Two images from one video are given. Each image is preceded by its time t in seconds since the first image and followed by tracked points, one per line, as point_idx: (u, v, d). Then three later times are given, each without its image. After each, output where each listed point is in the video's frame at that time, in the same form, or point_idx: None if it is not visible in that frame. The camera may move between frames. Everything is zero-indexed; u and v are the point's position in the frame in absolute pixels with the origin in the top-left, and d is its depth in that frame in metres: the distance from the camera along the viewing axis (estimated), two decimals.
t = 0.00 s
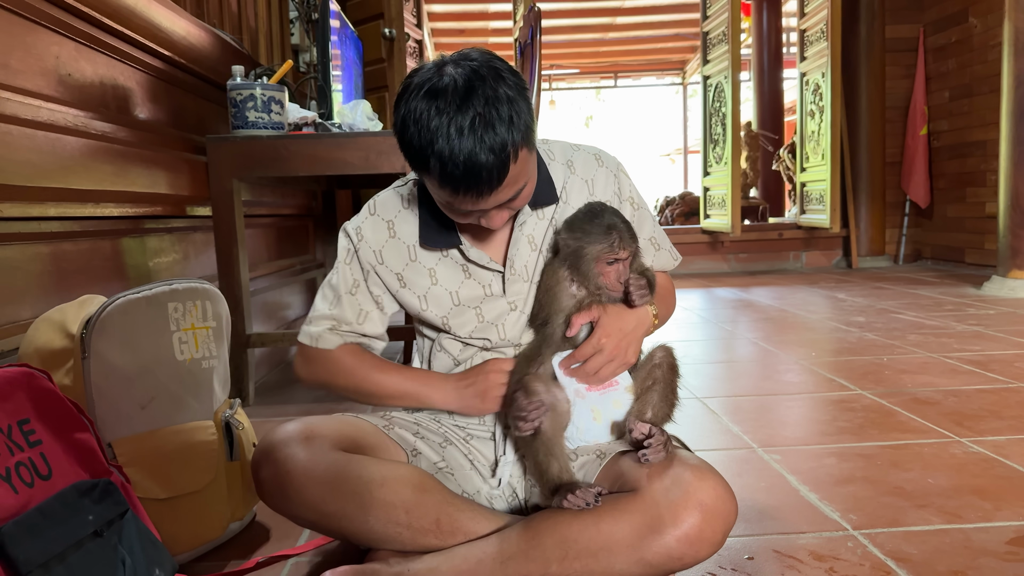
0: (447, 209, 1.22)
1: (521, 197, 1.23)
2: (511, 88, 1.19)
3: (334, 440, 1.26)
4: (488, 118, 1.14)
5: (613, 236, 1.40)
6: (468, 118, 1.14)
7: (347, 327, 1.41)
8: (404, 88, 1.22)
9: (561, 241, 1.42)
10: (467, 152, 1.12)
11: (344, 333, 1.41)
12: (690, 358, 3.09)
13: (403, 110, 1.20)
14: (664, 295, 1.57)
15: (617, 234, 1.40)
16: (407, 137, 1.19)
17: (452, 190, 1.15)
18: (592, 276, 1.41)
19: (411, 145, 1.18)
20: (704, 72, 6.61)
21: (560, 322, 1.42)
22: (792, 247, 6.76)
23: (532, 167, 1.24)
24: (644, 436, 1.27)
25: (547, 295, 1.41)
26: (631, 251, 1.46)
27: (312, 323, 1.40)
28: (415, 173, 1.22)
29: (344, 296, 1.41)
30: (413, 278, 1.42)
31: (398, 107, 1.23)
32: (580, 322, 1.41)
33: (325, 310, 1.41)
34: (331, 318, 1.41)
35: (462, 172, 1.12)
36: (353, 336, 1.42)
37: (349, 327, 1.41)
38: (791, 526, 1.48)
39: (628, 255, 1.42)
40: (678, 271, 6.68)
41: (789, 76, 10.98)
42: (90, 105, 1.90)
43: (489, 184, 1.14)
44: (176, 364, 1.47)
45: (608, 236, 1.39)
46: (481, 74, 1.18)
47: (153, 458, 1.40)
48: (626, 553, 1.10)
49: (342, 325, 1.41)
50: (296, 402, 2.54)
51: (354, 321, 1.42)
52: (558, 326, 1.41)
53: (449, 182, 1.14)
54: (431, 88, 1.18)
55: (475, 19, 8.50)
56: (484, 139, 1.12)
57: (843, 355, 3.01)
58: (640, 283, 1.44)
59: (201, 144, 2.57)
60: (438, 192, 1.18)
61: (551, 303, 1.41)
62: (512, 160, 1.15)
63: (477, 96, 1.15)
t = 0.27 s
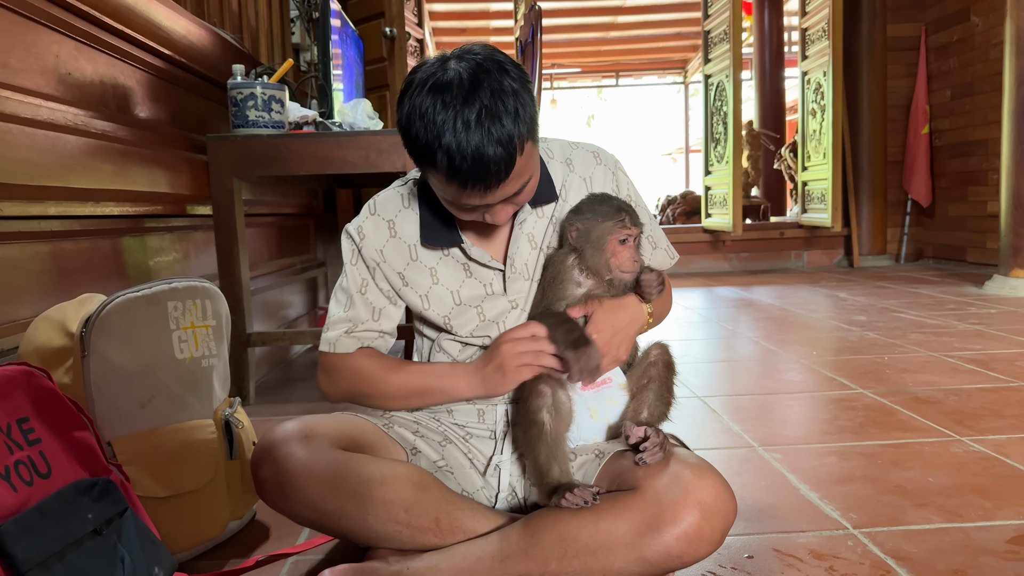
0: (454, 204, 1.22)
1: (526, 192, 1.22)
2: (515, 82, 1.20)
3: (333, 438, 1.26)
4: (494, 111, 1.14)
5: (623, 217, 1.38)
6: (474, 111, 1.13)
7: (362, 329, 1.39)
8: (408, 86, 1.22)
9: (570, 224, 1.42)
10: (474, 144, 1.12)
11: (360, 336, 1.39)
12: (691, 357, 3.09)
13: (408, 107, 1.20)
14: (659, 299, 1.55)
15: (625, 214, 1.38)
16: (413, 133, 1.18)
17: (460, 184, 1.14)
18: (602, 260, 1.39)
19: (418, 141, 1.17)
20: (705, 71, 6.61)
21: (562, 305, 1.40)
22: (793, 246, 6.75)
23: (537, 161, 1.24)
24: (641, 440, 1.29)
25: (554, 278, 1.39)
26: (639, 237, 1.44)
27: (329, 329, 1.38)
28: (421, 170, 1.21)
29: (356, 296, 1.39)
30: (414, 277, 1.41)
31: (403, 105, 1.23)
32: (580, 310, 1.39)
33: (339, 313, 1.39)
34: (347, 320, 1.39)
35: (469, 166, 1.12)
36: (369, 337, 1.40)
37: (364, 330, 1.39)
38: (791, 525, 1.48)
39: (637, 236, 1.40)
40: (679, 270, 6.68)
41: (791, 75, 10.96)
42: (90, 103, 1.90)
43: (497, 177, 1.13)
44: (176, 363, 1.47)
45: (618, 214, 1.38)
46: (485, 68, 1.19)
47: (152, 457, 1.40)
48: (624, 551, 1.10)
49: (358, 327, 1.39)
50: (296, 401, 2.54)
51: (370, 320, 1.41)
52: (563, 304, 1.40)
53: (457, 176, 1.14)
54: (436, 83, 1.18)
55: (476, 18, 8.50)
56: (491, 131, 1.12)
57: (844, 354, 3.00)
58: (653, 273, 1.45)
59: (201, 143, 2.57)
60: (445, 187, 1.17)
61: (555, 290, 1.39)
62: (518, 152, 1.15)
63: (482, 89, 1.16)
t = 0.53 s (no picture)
0: (456, 200, 1.22)
1: (527, 187, 1.23)
2: (516, 78, 1.20)
3: (333, 437, 1.26)
4: (496, 106, 1.14)
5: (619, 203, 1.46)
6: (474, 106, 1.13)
7: (391, 314, 1.33)
8: (409, 82, 1.22)
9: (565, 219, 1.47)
10: (476, 140, 1.12)
11: (391, 323, 1.33)
12: (692, 356, 3.09)
13: (409, 103, 1.20)
14: (660, 290, 1.51)
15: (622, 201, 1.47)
16: (414, 130, 1.18)
17: (461, 180, 1.15)
18: (603, 247, 1.46)
19: (419, 138, 1.17)
20: (707, 70, 6.60)
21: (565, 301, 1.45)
22: (795, 245, 6.75)
23: (537, 157, 1.25)
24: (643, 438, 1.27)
25: (556, 274, 1.43)
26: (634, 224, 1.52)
27: (357, 318, 1.31)
28: (422, 166, 1.21)
29: (379, 281, 1.33)
30: (424, 270, 1.37)
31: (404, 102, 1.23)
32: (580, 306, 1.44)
33: (364, 301, 1.32)
34: (371, 304, 1.31)
35: (471, 161, 1.12)
36: (397, 324, 1.34)
37: (393, 315, 1.33)
38: (792, 524, 1.48)
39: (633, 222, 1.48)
40: (680, 270, 6.67)
41: (792, 74, 10.95)
42: (91, 103, 1.90)
43: (498, 172, 1.14)
44: (177, 362, 1.48)
45: (615, 201, 1.46)
46: (487, 64, 1.18)
47: (153, 456, 1.40)
48: (624, 550, 1.11)
49: (386, 312, 1.33)
50: (297, 401, 2.54)
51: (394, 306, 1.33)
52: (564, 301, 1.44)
53: (458, 172, 1.14)
54: (437, 78, 1.17)
55: (477, 17, 8.50)
56: (492, 126, 1.12)
57: (846, 354, 3.00)
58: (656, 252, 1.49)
59: (202, 143, 2.57)
60: (447, 182, 1.17)
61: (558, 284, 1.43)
62: (520, 148, 1.15)
63: (484, 85, 1.15)
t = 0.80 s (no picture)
0: (470, 195, 1.21)
1: (540, 181, 1.23)
2: (530, 70, 1.20)
3: (335, 437, 1.26)
4: (514, 97, 1.14)
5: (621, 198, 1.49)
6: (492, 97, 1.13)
7: (405, 317, 1.31)
8: (422, 76, 1.21)
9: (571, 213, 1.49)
10: (496, 132, 1.11)
11: (406, 327, 1.30)
12: (694, 356, 3.09)
13: (424, 97, 1.19)
14: (660, 286, 1.55)
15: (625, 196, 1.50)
16: (430, 124, 1.17)
17: (479, 172, 1.14)
18: (613, 238, 1.48)
19: (435, 131, 1.16)
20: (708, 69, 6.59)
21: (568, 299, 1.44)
22: (796, 244, 6.74)
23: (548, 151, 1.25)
24: (640, 439, 1.29)
25: (555, 269, 1.44)
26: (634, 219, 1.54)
27: (371, 322, 1.29)
28: (437, 160, 1.20)
29: (388, 284, 1.31)
30: (432, 269, 1.35)
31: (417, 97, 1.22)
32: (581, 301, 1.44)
33: (375, 304, 1.30)
34: (380, 308, 1.29)
35: (490, 153, 1.12)
36: (411, 327, 1.32)
37: (407, 318, 1.31)
38: (794, 524, 1.48)
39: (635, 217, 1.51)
40: (682, 269, 6.67)
41: (794, 73, 10.93)
42: (93, 102, 1.90)
43: (517, 164, 1.14)
44: (179, 362, 1.48)
45: (618, 196, 1.48)
46: (502, 56, 1.18)
47: (155, 456, 1.40)
48: (626, 548, 1.10)
49: (400, 315, 1.30)
50: (299, 400, 2.54)
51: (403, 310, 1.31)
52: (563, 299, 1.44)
53: (477, 165, 1.13)
54: (452, 71, 1.17)
55: (478, 16, 8.50)
56: (511, 117, 1.13)
57: (848, 353, 3.00)
58: (660, 244, 1.52)
59: (204, 142, 2.57)
60: (463, 176, 1.17)
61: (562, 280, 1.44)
62: (537, 140, 1.16)
63: (501, 77, 1.15)
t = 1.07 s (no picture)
0: (471, 192, 1.20)
1: (541, 178, 1.22)
2: (529, 67, 1.21)
3: (338, 436, 1.26)
4: (514, 93, 1.15)
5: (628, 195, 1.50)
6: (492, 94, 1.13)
7: (404, 318, 1.32)
8: (422, 75, 1.22)
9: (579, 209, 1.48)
10: (497, 127, 1.12)
11: (405, 329, 1.32)
12: (696, 355, 3.09)
13: (425, 95, 1.20)
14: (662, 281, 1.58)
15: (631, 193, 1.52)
16: (431, 121, 1.18)
17: (481, 168, 1.14)
18: (620, 235, 1.49)
19: (436, 128, 1.16)
20: (710, 69, 6.59)
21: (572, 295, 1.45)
22: (798, 244, 6.73)
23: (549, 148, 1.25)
24: (637, 440, 1.28)
25: (560, 265, 1.44)
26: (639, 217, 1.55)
27: (370, 325, 1.30)
28: (438, 158, 1.20)
29: (388, 284, 1.31)
30: (433, 268, 1.35)
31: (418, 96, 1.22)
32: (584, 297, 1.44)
33: (374, 306, 1.31)
34: (379, 308, 1.31)
35: (491, 148, 1.11)
36: (411, 329, 1.33)
37: (406, 320, 1.32)
38: (796, 523, 1.48)
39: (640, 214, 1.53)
40: (684, 269, 6.66)
41: (795, 72, 10.91)
42: (95, 102, 1.90)
43: (518, 159, 1.13)
44: (182, 361, 1.48)
45: (625, 192, 1.50)
46: (501, 53, 1.19)
47: (157, 454, 1.40)
48: (627, 546, 1.10)
49: (399, 317, 1.31)
50: (301, 400, 2.54)
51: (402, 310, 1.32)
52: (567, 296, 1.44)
53: (478, 161, 1.13)
54: (452, 69, 1.17)
55: (480, 16, 8.49)
56: (512, 112, 1.13)
57: (850, 353, 3.00)
58: (661, 236, 1.53)
59: (206, 142, 2.57)
60: (464, 173, 1.16)
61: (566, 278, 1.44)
62: (537, 135, 1.16)
63: (500, 73, 1.16)
